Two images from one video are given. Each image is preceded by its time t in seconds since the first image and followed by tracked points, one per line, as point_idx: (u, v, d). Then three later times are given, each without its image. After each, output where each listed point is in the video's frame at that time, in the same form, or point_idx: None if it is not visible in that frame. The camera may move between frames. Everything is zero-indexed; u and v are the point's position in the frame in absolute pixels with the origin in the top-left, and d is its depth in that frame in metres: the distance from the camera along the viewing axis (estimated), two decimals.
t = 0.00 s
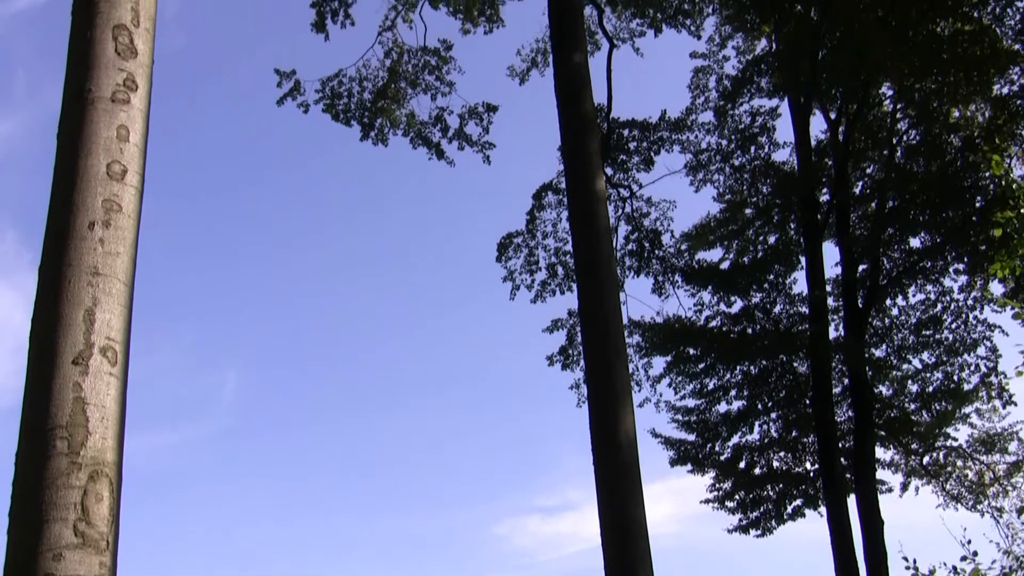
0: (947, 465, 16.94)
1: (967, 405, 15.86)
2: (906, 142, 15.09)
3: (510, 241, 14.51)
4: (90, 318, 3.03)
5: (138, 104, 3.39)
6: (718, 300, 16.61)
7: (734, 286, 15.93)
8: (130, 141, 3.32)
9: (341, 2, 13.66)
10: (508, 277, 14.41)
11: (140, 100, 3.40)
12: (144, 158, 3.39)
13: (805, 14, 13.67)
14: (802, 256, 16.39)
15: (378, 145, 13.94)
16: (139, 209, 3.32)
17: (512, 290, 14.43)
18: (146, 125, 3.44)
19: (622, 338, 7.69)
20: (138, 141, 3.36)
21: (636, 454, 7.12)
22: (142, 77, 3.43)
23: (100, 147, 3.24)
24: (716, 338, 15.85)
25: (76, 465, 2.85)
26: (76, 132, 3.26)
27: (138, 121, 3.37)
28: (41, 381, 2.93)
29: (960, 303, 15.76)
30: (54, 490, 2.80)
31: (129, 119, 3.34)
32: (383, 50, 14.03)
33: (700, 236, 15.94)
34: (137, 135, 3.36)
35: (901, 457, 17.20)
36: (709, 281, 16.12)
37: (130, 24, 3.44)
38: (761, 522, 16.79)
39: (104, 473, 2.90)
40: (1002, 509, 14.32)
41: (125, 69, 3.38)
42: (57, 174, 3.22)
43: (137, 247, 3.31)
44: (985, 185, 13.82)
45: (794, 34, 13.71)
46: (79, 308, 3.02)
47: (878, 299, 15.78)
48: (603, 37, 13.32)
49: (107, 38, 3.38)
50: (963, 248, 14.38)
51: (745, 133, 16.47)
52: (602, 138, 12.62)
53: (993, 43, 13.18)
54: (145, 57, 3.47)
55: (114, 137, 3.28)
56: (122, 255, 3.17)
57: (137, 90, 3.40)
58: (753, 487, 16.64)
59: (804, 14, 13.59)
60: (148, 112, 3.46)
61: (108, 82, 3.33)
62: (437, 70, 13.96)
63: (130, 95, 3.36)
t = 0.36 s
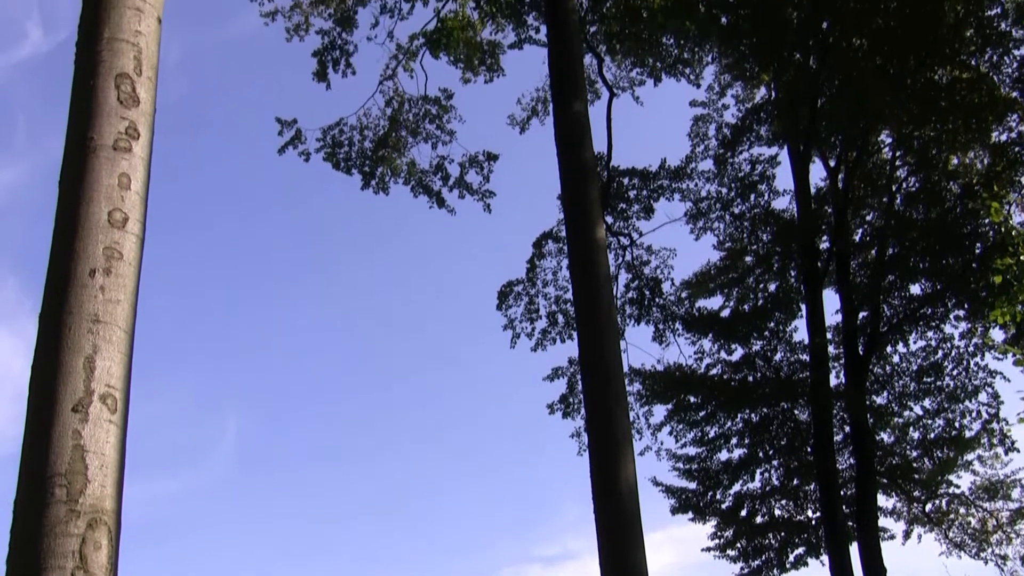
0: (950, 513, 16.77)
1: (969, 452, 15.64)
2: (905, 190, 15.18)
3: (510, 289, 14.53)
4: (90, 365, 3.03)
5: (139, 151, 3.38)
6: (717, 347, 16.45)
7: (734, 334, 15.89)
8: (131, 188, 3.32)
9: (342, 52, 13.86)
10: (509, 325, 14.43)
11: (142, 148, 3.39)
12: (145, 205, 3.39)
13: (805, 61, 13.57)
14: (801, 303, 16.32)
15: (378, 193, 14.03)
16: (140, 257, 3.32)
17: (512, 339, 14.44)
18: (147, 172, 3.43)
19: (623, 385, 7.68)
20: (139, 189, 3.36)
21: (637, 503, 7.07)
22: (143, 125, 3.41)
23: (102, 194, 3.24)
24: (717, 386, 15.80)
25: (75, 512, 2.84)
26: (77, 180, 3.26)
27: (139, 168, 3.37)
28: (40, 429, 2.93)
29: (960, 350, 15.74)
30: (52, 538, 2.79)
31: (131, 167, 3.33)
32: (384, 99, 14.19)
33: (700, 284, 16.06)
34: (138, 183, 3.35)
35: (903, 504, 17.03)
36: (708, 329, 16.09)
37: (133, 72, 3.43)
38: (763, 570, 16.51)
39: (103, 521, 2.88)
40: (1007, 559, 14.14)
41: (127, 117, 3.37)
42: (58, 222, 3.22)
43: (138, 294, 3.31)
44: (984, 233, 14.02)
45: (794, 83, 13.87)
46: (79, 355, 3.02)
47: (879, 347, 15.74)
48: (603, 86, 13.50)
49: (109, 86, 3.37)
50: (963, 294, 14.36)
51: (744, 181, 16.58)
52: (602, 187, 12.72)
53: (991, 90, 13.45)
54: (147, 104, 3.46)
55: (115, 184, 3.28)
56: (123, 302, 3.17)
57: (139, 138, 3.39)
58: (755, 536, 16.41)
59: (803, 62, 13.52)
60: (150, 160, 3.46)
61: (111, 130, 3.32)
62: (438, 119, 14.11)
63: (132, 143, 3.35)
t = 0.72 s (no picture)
0: (953, 562, 16.57)
1: (972, 501, 15.56)
2: (905, 238, 15.24)
3: (511, 338, 14.53)
4: (90, 414, 3.02)
5: (140, 201, 3.40)
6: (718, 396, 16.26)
7: (735, 383, 15.81)
8: (132, 237, 3.34)
9: (342, 102, 14.02)
10: (509, 375, 14.40)
11: (144, 197, 3.42)
12: (146, 253, 3.41)
13: (805, 111, 13.81)
14: (802, 352, 16.27)
15: (379, 243, 14.09)
16: (141, 305, 3.33)
17: (513, 388, 14.42)
18: (149, 221, 3.45)
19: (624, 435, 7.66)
20: (140, 238, 3.38)
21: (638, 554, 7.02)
22: (144, 174, 3.44)
23: (103, 243, 3.26)
24: (718, 435, 15.72)
25: (72, 562, 2.83)
26: (78, 229, 3.27)
27: (140, 217, 3.39)
28: (39, 477, 2.92)
29: (962, 398, 15.69)
30: None
31: (132, 217, 3.35)
32: (385, 149, 14.32)
33: (701, 332, 16.12)
34: (139, 232, 3.37)
35: (906, 554, 16.82)
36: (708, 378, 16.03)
37: (134, 122, 3.46)
38: None
39: (101, 571, 2.87)
40: None
41: (128, 166, 3.39)
42: (59, 270, 3.24)
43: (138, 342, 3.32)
44: (984, 279, 14.05)
45: (792, 132, 13.95)
46: (79, 404, 3.02)
47: (880, 396, 15.73)
48: (603, 135, 13.58)
49: (110, 135, 3.40)
50: (964, 342, 14.30)
51: (744, 230, 16.65)
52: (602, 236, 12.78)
53: (989, 139, 13.80)
54: (148, 154, 3.48)
55: (116, 233, 3.30)
56: (123, 351, 3.18)
57: (140, 187, 3.42)
58: None
59: (802, 111, 13.71)
60: (151, 208, 3.47)
61: (112, 179, 3.35)
62: (438, 168, 14.22)
63: (133, 192, 3.38)
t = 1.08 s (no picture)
0: None
1: (975, 541, 15.51)
2: (904, 278, 15.29)
3: (512, 378, 14.51)
4: (89, 454, 3.02)
5: (141, 241, 3.42)
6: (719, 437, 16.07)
7: (735, 424, 15.75)
8: (133, 277, 3.36)
9: (343, 143, 14.14)
10: (511, 416, 14.37)
11: (144, 236, 3.44)
12: (146, 294, 3.43)
13: (804, 151, 13.98)
14: (803, 392, 16.13)
15: (379, 284, 14.12)
16: (140, 345, 3.34)
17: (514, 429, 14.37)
18: (149, 261, 3.48)
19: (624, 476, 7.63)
20: (140, 278, 3.40)
21: None
22: (145, 215, 3.47)
23: (103, 283, 3.28)
24: (719, 475, 15.65)
25: None
26: (79, 269, 3.29)
27: (140, 257, 3.41)
28: (38, 518, 2.91)
29: (963, 438, 15.61)
30: None
31: (132, 256, 3.37)
32: (385, 190, 14.41)
33: (701, 373, 15.93)
34: (139, 271, 3.39)
35: None
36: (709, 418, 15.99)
37: (135, 162, 3.50)
38: None
39: None
40: None
41: (129, 207, 3.42)
42: (60, 310, 3.26)
43: (138, 381, 3.32)
44: (984, 318, 14.12)
45: (792, 172, 14.13)
46: (78, 445, 3.02)
47: (881, 435, 15.57)
48: (603, 175, 13.65)
49: (111, 175, 3.43)
50: (965, 382, 14.33)
51: (745, 270, 16.69)
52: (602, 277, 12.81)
53: (989, 179, 13.86)
54: (149, 194, 3.51)
55: (117, 273, 3.32)
56: (123, 391, 3.18)
57: (141, 227, 3.44)
58: None
59: (802, 151, 13.88)
60: (151, 248, 3.50)
61: (112, 220, 3.37)
62: (438, 209, 14.31)
63: (134, 232, 3.40)
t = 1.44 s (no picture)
0: None
1: None
2: (904, 313, 15.39)
3: (512, 415, 14.46)
4: (89, 489, 3.01)
5: (142, 276, 3.44)
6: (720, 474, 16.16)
7: (736, 460, 15.67)
8: (133, 312, 3.36)
9: (343, 179, 14.22)
10: (512, 452, 14.31)
11: (145, 272, 3.45)
12: (146, 329, 3.43)
13: (804, 187, 13.99)
14: (804, 428, 16.15)
15: (380, 319, 14.12)
16: (140, 381, 3.34)
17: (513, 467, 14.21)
18: (150, 296, 3.49)
19: (625, 513, 7.61)
20: (141, 314, 3.41)
21: None
22: (147, 250, 3.49)
23: (104, 319, 3.29)
24: (720, 511, 15.55)
25: None
26: (81, 304, 3.30)
27: (140, 293, 3.41)
28: (36, 554, 2.90)
29: (965, 473, 15.54)
30: None
31: (133, 292, 3.38)
32: (385, 227, 14.47)
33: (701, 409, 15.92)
34: (139, 307, 3.40)
35: None
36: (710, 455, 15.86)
37: (137, 198, 3.51)
38: None
39: None
40: None
41: (130, 243, 3.44)
42: (60, 346, 3.26)
43: (138, 416, 3.32)
44: (986, 353, 14.18)
45: (793, 209, 14.09)
46: (78, 480, 3.01)
47: (883, 470, 15.48)
48: (603, 212, 13.68)
49: (113, 212, 3.45)
50: (965, 417, 14.34)
51: (745, 306, 16.69)
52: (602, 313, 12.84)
53: (988, 214, 13.96)
54: (150, 230, 3.53)
55: (118, 309, 3.32)
56: (122, 426, 3.18)
57: (142, 263, 3.45)
58: None
59: (802, 188, 13.91)
60: (151, 284, 3.51)
61: (114, 256, 3.38)
62: (438, 246, 14.35)
63: (135, 268, 3.42)
